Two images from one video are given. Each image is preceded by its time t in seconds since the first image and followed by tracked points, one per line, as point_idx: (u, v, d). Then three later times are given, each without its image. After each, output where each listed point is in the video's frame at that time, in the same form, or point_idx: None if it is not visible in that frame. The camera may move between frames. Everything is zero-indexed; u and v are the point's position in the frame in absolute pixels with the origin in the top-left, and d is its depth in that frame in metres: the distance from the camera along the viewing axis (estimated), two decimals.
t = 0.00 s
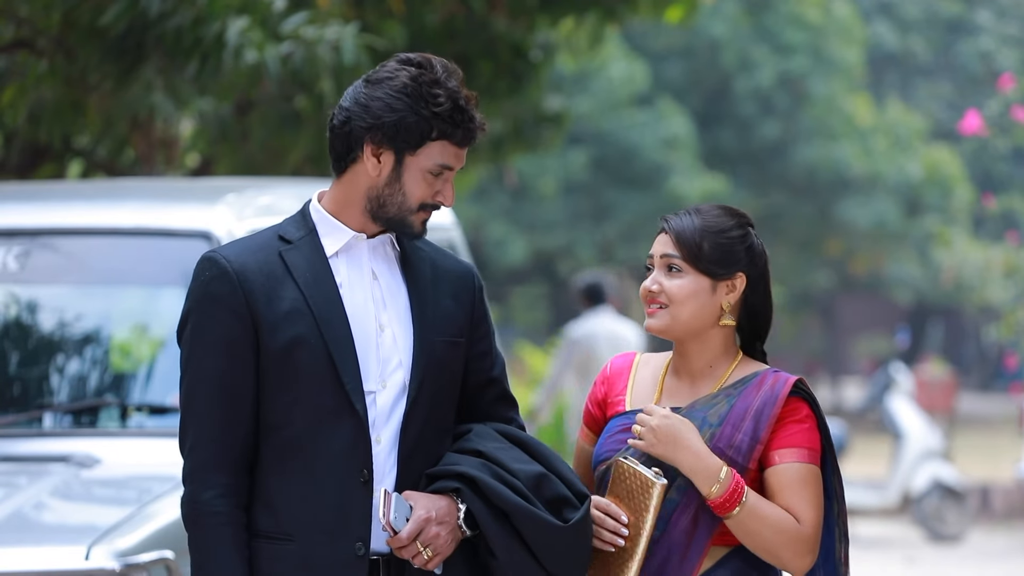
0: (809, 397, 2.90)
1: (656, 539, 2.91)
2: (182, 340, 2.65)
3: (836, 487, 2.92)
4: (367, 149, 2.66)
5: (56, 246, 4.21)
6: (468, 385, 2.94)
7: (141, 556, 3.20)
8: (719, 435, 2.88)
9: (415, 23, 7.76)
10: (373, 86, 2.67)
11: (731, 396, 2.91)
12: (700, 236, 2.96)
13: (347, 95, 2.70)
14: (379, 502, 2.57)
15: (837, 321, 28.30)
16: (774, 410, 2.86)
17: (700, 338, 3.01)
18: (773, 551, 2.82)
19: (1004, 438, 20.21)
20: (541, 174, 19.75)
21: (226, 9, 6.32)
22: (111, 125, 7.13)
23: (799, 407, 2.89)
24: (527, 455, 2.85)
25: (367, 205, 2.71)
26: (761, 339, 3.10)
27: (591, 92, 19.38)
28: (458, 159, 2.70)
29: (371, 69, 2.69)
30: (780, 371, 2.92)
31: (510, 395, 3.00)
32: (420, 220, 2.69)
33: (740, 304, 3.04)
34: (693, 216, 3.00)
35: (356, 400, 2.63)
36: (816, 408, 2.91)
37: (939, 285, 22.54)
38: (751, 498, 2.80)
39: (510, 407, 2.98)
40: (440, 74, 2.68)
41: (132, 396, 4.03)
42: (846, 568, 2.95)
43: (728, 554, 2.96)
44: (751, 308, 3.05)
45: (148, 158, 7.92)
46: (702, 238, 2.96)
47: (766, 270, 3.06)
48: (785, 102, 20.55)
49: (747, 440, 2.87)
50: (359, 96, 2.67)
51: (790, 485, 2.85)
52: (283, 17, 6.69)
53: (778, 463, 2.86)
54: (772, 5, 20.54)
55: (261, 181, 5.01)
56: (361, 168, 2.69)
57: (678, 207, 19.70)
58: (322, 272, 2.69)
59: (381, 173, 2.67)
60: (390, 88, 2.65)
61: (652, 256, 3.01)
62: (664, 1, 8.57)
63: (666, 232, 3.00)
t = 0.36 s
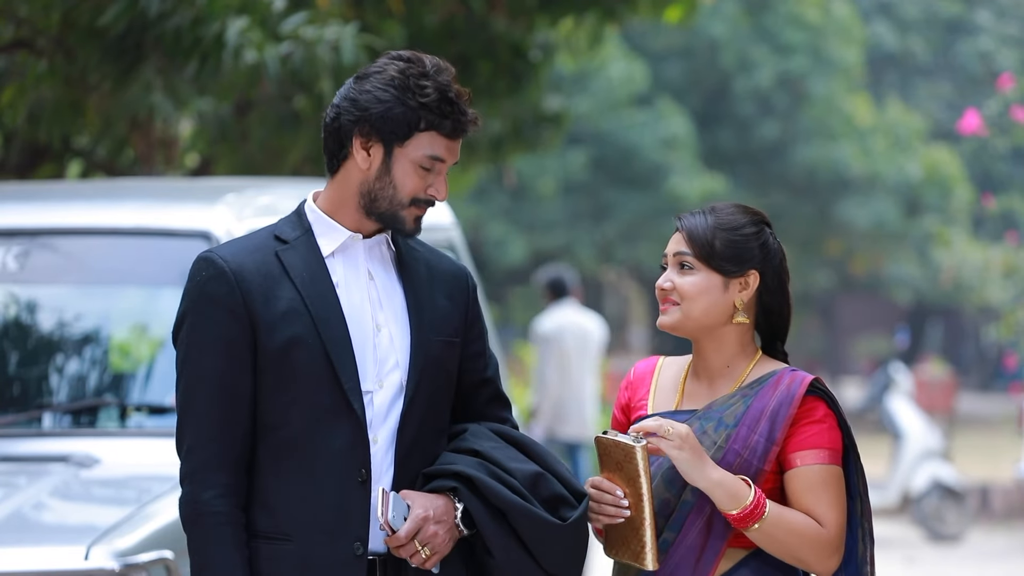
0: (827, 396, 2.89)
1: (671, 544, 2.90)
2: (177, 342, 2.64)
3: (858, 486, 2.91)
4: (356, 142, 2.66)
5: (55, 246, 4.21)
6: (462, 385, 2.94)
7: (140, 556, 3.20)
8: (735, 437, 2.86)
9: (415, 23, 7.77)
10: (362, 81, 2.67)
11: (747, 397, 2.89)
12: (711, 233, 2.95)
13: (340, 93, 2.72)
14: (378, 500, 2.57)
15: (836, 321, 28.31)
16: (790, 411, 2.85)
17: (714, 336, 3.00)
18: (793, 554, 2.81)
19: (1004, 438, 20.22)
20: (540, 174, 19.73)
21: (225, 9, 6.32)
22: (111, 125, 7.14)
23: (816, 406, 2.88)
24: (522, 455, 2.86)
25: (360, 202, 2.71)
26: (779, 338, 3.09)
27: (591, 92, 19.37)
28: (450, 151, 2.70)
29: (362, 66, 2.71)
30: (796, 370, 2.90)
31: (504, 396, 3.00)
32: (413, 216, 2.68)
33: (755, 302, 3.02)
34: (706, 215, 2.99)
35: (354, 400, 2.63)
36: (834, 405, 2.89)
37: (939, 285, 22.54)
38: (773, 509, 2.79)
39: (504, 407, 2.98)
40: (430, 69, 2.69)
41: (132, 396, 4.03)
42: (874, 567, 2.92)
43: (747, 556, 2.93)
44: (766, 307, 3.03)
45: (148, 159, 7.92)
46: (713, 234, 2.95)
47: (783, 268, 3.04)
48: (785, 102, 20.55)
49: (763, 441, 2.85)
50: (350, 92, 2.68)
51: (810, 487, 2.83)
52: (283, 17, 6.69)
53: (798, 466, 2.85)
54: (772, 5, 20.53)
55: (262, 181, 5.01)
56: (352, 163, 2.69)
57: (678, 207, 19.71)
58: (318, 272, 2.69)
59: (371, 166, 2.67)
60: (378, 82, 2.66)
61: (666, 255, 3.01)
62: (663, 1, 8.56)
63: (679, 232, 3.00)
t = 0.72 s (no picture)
0: (839, 396, 2.87)
1: (687, 545, 2.88)
2: (178, 341, 2.64)
3: (874, 486, 2.89)
4: (352, 144, 2.67)
5: (55, 246, 4.21)
6: (466, 385, 2.94)
7: (140, 556, 3.20)
8: (747, 438, 2.85)
9: (414, 23, 7.79)
10: (360, 85, 2.67)
11: (759, 398, 2.88)
12: (723, 236, 2.95)
13: (340, 93, 2.72)
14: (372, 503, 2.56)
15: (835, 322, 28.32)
16: (801, 412, 2.83)
17: (726, 339, 2.99)
18: (804, 555, 2.79)
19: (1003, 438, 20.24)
20: (540, 174, 19.68)
21: (225, 10, 6.32)
22: (110, 126, 7.14)
23: (826, 407, 2.87)
24: (523, 458, 2.86)
25: (358, 204, 2.72)
26: (795, 340, 3.07)
27: (590, 92, 19.36)
28: (446, 154, 2.68)
29: (363, 67, 2.71)
30: (809, 372, 2.89)
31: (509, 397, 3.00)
32: (410, 219, 2.68)
33: (766, 306, 3.01)
34: (719, 217, 2.99)
35: (352, 403, 2.63)
36: (846, 406, 2.87)
37: (938, 285, 22.57)
38: (782, 513, 2.78)
39: (507, 409, 2.98)
40: (429, 71, 2.68)
41: (131, 396, 4.03)
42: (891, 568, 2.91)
43: (760, 560, 2.91)
44: (779, 310, 3.01)
45: (147, 159, 7.92)
46: (725, 238, 2.94)
47: (797, 272, 3.03)
48: (784, 102, 20.55)
49: (775, 442, 2.83)
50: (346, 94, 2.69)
51: (822, 488, 2.82)
52: (283, 18, 6.71)
53: (811, 467, 2.83)
54: (772, 5, 20.52)
55: (262, 181, 5.01)
56: (350, 165, 2.70)
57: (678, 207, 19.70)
58: (319, 274, 2.69)
59: (367, 169, 2.67)
60: (374, 83, 2.66)
61: (678, 258, 3.00)
62: (663, 1, 8.54)
63: (691, 234, 2.99)
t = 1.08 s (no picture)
0: (843, 401, 2.84)
1: (691, 551, 2.87)
2: (181, 341, 2.65)
3: (880, 490, 2.86)
4: (363, 148, 2.67)
5: (54, 246, 4.22)
6: (469, 384, 2.94)
7: (139, 556, 3.21)
8: (752, 443, 2.82)
9: (413, 23, 7.79)
10: (368, 88, 2.67)
11: (764, 403, 2.86)
12: (735, 237, 2.94)
13: (344, 96, 2.72)
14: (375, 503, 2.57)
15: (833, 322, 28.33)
16: (805, 417, 2.80)
17: (735, 340, 2.98)
18: (809, 562, 2.77)
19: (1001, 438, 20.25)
20: (539, 174, 19.70)
21: (224, 10, 6.31)
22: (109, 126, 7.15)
23: (830, 412, 2.83)
24: (527, 458, 2.87)
25: (367, 207, 2.72)
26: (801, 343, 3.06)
27: (589, 93, 19.37)
28: (456, 155, 2.70)
29: (368, 69, 2.70)
30: (814, 375, 2.86)
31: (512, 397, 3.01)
32: (419, 221, 2.69)
33: (776, 307, 3.00)
34: (730, 218, 2.97)
35: (355, 404, 2.63)
36: (850, 410, 2.84)
37: (937, 285, 22.58)
38: (785, 520, 2.75)
39: (510, 409, 2.98)
40: (436, 72, 2.68)
41: (130, 396, 4.03)
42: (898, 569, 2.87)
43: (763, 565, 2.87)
44: (788, 312, 3.00)
45: (145, 159, 7.92)
46: (738, 239, 2.93)
47: (805, 274, 3.02)
48: (783, 102, 20.55)
49: (779, 448, 2.80)
50: (353, 98, 2.68)
51: (825, 495, 2.78)
52: (282, 18, 6.71)
53: (815, 473, 2.80)
54: (770, 6, 20.52)
55: (261, 182, 5.02)
56: (358, 170, 2.70)
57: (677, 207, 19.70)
58: (323, 274, 2.69)
59: (378, 173, 2.67)
60: (384, 88, 2.66)
61: (688, 259, 2.99)
62: (661, 1, 8.53)
63: (702, 234, 2.98)
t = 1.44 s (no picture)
0: (835, 402, 2.83)
1: (684, 546, 2.82)
2: (181, 343, 2.64)
3: (868, 493, 2.87)
4: (363, 145, 2.67)
5: (53, 247, 4.21)
6: (469, 385, 2.95)
7: (138, 556, 3.20)
8: (747, 442, 2.80)
9: (412, 23, 7.79)
10: (367, 85, 2.67)
11: (759, 402, 2.84)
12: (716, 239, 2.92)
13: (343, 94, 2.71)
14: (377, 503, 2.57)
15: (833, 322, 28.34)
16: (801, 416, 2.79)
17: (729, 339, 2.95)
18: (788, 562, 2.76)
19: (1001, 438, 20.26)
20: (538, 174, 19.71)
21: (223, 9, 6.28)
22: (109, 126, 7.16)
23: (823, 413, 2.82)
24: (528, 456, 2.87)
25: (367, 204, 2.71)
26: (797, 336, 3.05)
27: (588, 93, 19.39)
28: (457, 149, 2.70)
29: (366, 68, 2.71)
30: (807, 377, 2.85)
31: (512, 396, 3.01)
32: (419, 218, 2.69)
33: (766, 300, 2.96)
34: (709, 226, 2.96)
35: (356, 403, 2.63)
36: (841, 413, 2.83)
37: (936, 285, 22.58)
38: (767, 513, 2.73)
39: (509, 408, 2.98)
40: (434, 70, 2.69)
41: (129, 396, 4.03)
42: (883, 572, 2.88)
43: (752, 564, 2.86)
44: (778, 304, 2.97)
45: (145, 159, 7.93)
46: (718, 240, 2.91)
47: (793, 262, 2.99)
48: (782, 102, 20.54)
49: (774, 446, 2.79)
50: (353, 96, 2.68)
51: (810, 496, 2.77)
52: (281, 18, 6.70)
53: (799, 471, 2.79)
54: (770, 6, 20.54)
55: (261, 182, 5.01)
56: (358, 167, 2.69)
57: (676, 207, 19.69)
58: (322, 274, 2.69)
59: (378, 169, 2.67)
60: (383, 85, 2.66)
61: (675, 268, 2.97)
62: (660, 1, 8.52)
63: (685, 244, 2.97)
